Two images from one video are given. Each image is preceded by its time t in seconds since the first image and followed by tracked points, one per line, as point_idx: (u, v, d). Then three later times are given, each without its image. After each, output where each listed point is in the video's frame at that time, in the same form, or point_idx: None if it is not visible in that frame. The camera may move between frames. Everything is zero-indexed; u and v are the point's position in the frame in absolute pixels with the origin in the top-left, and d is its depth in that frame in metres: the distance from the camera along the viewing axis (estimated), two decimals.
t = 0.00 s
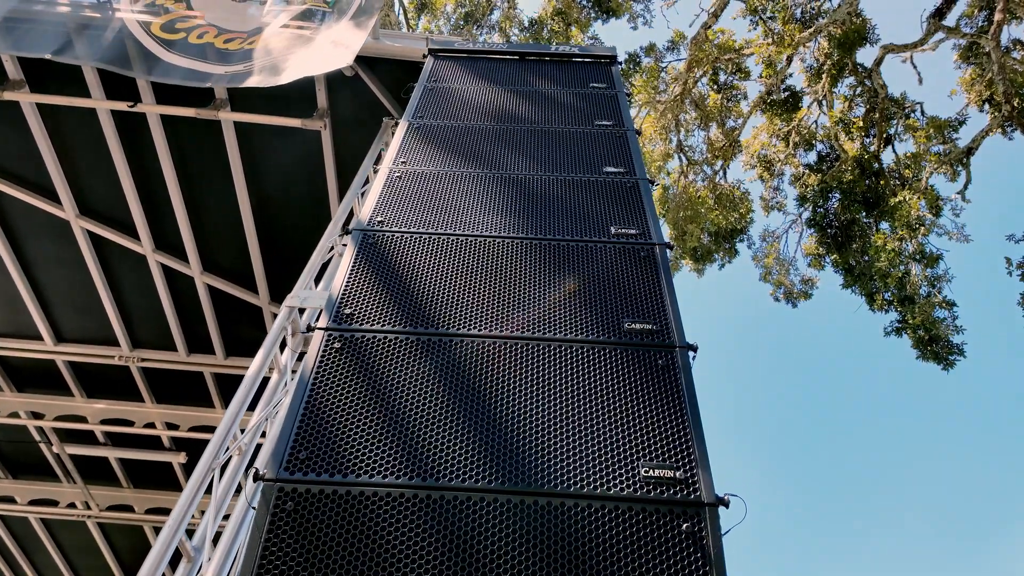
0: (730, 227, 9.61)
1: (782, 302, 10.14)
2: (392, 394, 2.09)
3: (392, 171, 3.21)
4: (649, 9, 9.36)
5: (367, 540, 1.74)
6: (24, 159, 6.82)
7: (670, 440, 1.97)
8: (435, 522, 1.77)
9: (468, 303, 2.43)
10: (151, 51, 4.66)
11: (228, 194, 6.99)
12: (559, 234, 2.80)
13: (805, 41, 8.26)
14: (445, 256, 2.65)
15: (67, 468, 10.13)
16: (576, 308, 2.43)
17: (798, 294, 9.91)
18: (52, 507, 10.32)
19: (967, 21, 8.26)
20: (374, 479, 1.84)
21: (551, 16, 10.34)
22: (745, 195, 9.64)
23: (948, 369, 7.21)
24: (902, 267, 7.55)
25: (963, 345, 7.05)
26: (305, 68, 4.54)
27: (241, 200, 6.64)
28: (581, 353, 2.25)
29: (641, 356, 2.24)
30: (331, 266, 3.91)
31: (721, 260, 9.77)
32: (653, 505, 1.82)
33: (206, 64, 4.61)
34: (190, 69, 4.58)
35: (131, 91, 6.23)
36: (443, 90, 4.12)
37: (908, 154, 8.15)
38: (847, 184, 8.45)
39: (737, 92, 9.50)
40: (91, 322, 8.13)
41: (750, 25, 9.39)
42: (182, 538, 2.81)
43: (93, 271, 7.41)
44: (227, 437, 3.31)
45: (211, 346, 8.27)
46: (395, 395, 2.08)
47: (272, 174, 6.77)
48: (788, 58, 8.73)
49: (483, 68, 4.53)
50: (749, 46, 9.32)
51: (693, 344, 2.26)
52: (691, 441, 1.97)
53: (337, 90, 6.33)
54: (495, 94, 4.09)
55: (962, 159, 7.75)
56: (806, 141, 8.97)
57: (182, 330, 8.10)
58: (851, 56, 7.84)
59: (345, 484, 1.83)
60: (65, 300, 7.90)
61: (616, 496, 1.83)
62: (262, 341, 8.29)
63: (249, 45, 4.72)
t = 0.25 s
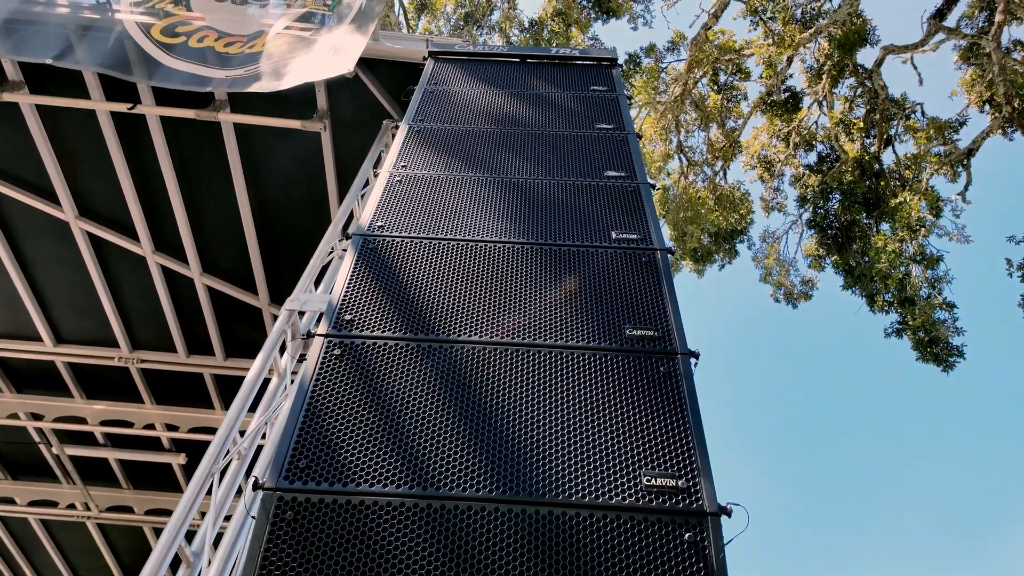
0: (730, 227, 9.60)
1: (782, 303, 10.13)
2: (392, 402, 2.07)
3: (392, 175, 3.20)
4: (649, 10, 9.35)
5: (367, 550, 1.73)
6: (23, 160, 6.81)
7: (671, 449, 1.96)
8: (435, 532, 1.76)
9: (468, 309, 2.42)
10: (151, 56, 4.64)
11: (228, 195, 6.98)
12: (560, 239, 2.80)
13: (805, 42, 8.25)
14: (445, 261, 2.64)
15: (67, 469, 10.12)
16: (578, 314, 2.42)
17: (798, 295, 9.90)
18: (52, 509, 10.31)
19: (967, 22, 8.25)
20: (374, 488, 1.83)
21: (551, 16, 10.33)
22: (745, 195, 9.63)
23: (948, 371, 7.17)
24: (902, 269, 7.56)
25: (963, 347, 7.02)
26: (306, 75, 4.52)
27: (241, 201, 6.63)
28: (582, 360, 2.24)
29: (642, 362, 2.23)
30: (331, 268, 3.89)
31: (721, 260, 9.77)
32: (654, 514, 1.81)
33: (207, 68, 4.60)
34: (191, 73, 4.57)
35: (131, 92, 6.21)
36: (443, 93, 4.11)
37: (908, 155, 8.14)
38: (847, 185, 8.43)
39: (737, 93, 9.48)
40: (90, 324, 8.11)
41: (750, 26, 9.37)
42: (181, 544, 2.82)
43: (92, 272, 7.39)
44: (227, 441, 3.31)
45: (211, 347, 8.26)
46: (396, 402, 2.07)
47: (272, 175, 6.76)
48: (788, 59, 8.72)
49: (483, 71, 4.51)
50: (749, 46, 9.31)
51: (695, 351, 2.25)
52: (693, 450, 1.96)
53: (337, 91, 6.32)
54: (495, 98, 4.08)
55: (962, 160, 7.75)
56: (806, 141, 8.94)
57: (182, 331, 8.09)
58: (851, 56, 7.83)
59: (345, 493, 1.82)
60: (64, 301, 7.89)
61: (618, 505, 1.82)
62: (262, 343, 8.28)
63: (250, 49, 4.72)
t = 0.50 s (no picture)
0: (730, 228, 9.58)
1: (782, 304, 10.11)
2: (392, 411, 2.05)
3: (392, 179, 3.18)
4: (650, 10, 9.33)
5: (366, 562, 1.71)
6: (22, 161, 6.79)
7: (674, 458, 1.94)
8: (436, 544, 1.74)
9: (469, 316, 2.40)
10: (151, 61, 4.63)
11: (228, 197, 6.96)
12: (561, 244, 2.77)
13: (805, 43, 8.23)
14: (446, 267, 2.62)
15: (66, 470, 10.10)
16: (579, 320, 2.40)
17: (799, 296, 9.88)
18: (51, 510, 10.28)
19: (968, 22, 8.23)
20: (374, 499, 1.81)
21: (551, 17, 10.31)
22: (746, 196, 9.61)
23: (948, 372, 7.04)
24: (904, 269, 7.62)
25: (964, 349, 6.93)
26: (307, 79, 4.49)
27: (241, 203, 6.60)
28: (584, 368, 2.22)
29: (645, 370, 2.21)
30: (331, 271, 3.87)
31: (722, 262, 9.83)
32: (657, 526, 1.79)
33: (207, 72, 4.58)
34: (191, 77, 4.55)
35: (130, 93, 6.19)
36: (443, 95, 4.09)
37: (909, 156, 8.12)
38: (848, 186, 8.39)
39: (737, 93, 9.44)
40: (90, 325, 8.10)
41: (751, 26, 9.35)
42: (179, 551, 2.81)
43: (92, 273, 7.38)
44: (226, 446, 3.29)
45: (210, 349, 8.23)
46: (396, 411, 2.05)
47: (271, 177, 6.73)
48: (789, 59, 8.70)
49: (484, 73, 4.49)
50: (749, 47, 9.30)
51: (698, 358, 2.23)
52: (697, 460, 1.94)
53: (337, 93, 6.29)
54: (496, 100, 4.05)
55: (963, 161, 7.73)
56: (806, 141, 8.86)
57: (181, 332, 8.06)
58: (852, 57, 7.80)
59: (345, 504, 1.80)
60: (64, 303, 7.87)
61: (620, 517, 1.80)
62: (262, 344, 8.26)
63: (250, 52, 4.70)
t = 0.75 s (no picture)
0: (731, 229, 9.56)
1: (783, 304, 10.09)
2: (392, 420, 2.03)
3: (392, 183, 3.15)
4: (650, 10, 9.30)
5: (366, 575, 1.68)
6: (22, 162, 6.76)
7: (678, 468, 1.92)
8: (437, 555, 1.72)
9: (470, 322, 2.37)
10: (152, 66, 4.62)
11: (227, 198, 6.93)
12: (563, 249, 2.75)
13: (806, 43, 8.21)
14: (446, 272, 2.59)
15: (65, 471, 10.07)
16: (582, 326, 2.37)
17: (800, 297, 9.85)
18: (51, 511, 10.26)
19: (970, 23, 8.20)
20: (375, 510, 1.78)
21: (552, 17, 10.28)
22: (747, 197, 9.57)
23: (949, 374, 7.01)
24: (905, 270, 7.54)
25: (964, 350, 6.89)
26: (307, 84, 4.46)
27: (240, 204, 6.58)
28: (587, 375, 2.19)
29: (648, 378, 2.19)
30: (331, 274, 3.83)
31: (723, 261, 9.77)
32: (661, 537, 1.76)
33: (206, 76, 4.55)
34: (191, 81, 4.53)
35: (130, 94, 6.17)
36: (444, 97, 4.06)
37: (910, 156, 8.09)
38: (848, 187, 8.38)
39: (737, 93, 9.41)
40: (89, 327, 8.07)
41: (751, 26, 9.33)
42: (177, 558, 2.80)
43: (91, 275, 7.35)
44: (225, 450, 3.27)
45: (210, 350, 8.21)
46: (396, 419, 2.03)
47: (271, 178, 6.71)
48: (789, 60, 8.67)
49: (484, 75, 4.47)
50: (750, 47, 9.27)
51: (702, 366, 2.21)
52: (701, 470, 1.92)
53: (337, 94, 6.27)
54: (496, 102, 4.03)
55: (965, 161, 7.71)
56: (807, 142, 8.81)
57: (181, 334, 8.04)
58: (853, 58, 7.76)
59: (345, 515, 1.77)
60: (63, 304, 7.85)
61: (624, 528, 1.77)
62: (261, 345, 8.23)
63: (250, 55, 4.67)
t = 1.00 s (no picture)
0: (732, 229, 9.52)
1: (784, 305, 10.07)
2: (392, 427, 2.00)
3: (392, 185, 3.12)
4: (650, 10, 9.29)
5: None
6: (21, 163, 6.74)
7: (682, 476, 1.89)
8: (436, 566, 1.69)
9: (471, 327, 2.35)
10: (152, 69, 4.56)
11: (227, 199, 6.91)
12: (564, 252, 2.72)
13: (806, 43, 8.20)
14: (446, 276, 2.56)
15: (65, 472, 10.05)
16: (583, 332, 2.34)
17: (801, 297, 9.82)
18: (50, 512, 10.24)
19: (971, 22, 8.18)
20: (374, 519, 1.76)
21: (552, 17, 10.25)
22: (747, 197, 9.55)
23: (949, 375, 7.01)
24: (906, 270, 7.47)
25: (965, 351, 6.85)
26: (307, 85, 4.42)
27: (240, 205, 6.56)
28: (589, 381, 2.17)
29: (651, 384, 2.16)
30: (330, 276, 3.81)
31: (724, 262, 9.71)
32: (665, 547, 1.73)
33: (206, 78, 4.51)
34: (191, 84, 4.48)
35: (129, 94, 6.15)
36: (444, 98, 4.03)
37: (911, 156, 8.06)
38: (850, 187, 8.39)
39: (738, 93, 9.38)
40: (88, 328, 8.05)
41: (752, 26, 9.30)
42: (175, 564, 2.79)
43: (90, 276, 7.33)
44: (224, 454, 3.26)
45: (209, 351, 8.18)
46: (396, 426, 2.00)
47: (271, 179, 6.68)
48: (790, 60, 8.64)
49: (484, 75, 4.44)
50: (750, 47, 9.25)
51: (705, 371, 2.18)
52: (705, 478, 1.89)
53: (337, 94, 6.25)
54: (497, 103, 4.01)
55: (966, 161, 7.69)
56: (807, 141, 8.77)
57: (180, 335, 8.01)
58: (854, 57, 7.74)
59: (344, 524, 1.74)
60: (62, 305, 7.82)
61: (627, 538, 1.74)
62: (261, 346, 8.20)
63: (250, 57, 4.64)
